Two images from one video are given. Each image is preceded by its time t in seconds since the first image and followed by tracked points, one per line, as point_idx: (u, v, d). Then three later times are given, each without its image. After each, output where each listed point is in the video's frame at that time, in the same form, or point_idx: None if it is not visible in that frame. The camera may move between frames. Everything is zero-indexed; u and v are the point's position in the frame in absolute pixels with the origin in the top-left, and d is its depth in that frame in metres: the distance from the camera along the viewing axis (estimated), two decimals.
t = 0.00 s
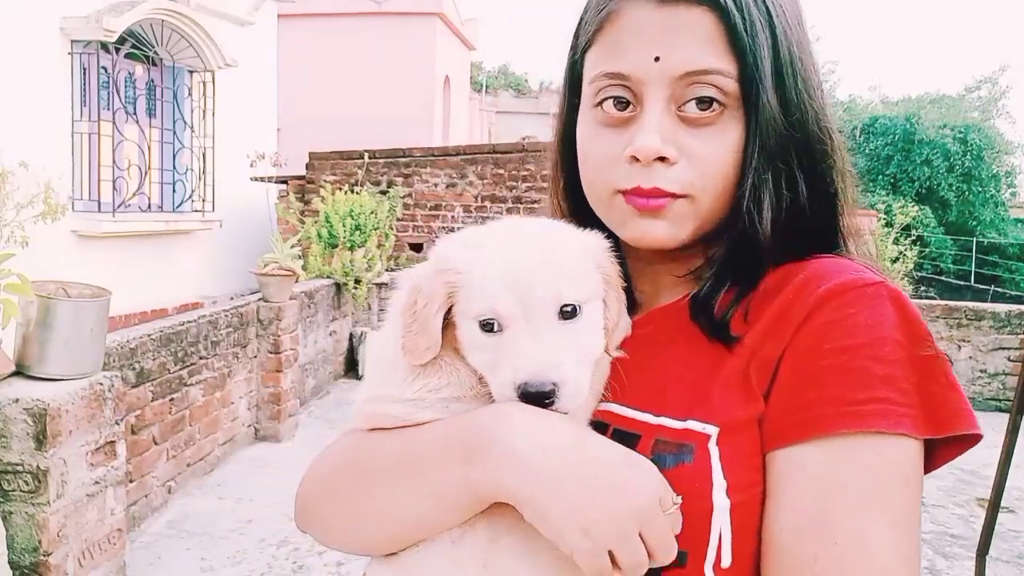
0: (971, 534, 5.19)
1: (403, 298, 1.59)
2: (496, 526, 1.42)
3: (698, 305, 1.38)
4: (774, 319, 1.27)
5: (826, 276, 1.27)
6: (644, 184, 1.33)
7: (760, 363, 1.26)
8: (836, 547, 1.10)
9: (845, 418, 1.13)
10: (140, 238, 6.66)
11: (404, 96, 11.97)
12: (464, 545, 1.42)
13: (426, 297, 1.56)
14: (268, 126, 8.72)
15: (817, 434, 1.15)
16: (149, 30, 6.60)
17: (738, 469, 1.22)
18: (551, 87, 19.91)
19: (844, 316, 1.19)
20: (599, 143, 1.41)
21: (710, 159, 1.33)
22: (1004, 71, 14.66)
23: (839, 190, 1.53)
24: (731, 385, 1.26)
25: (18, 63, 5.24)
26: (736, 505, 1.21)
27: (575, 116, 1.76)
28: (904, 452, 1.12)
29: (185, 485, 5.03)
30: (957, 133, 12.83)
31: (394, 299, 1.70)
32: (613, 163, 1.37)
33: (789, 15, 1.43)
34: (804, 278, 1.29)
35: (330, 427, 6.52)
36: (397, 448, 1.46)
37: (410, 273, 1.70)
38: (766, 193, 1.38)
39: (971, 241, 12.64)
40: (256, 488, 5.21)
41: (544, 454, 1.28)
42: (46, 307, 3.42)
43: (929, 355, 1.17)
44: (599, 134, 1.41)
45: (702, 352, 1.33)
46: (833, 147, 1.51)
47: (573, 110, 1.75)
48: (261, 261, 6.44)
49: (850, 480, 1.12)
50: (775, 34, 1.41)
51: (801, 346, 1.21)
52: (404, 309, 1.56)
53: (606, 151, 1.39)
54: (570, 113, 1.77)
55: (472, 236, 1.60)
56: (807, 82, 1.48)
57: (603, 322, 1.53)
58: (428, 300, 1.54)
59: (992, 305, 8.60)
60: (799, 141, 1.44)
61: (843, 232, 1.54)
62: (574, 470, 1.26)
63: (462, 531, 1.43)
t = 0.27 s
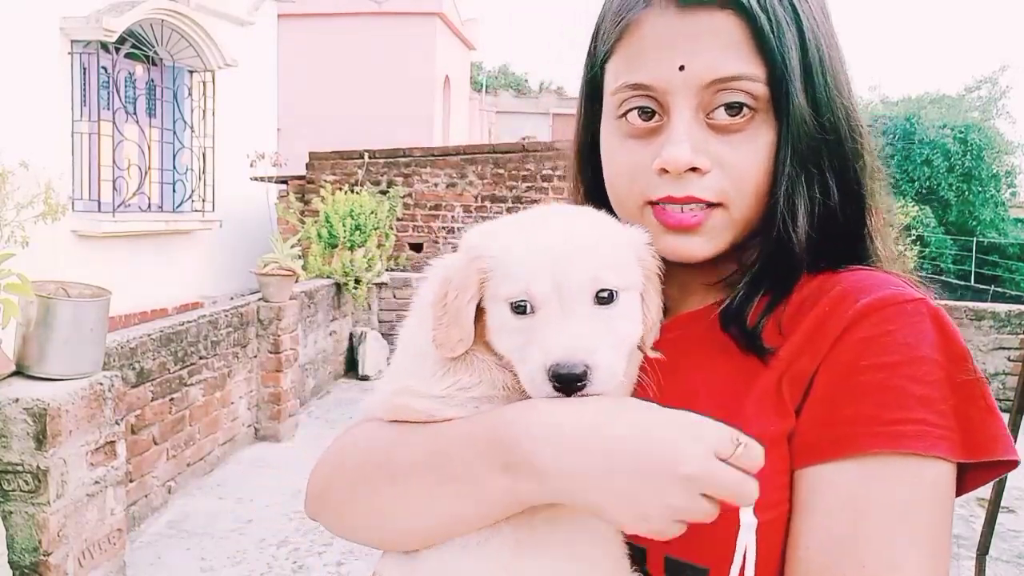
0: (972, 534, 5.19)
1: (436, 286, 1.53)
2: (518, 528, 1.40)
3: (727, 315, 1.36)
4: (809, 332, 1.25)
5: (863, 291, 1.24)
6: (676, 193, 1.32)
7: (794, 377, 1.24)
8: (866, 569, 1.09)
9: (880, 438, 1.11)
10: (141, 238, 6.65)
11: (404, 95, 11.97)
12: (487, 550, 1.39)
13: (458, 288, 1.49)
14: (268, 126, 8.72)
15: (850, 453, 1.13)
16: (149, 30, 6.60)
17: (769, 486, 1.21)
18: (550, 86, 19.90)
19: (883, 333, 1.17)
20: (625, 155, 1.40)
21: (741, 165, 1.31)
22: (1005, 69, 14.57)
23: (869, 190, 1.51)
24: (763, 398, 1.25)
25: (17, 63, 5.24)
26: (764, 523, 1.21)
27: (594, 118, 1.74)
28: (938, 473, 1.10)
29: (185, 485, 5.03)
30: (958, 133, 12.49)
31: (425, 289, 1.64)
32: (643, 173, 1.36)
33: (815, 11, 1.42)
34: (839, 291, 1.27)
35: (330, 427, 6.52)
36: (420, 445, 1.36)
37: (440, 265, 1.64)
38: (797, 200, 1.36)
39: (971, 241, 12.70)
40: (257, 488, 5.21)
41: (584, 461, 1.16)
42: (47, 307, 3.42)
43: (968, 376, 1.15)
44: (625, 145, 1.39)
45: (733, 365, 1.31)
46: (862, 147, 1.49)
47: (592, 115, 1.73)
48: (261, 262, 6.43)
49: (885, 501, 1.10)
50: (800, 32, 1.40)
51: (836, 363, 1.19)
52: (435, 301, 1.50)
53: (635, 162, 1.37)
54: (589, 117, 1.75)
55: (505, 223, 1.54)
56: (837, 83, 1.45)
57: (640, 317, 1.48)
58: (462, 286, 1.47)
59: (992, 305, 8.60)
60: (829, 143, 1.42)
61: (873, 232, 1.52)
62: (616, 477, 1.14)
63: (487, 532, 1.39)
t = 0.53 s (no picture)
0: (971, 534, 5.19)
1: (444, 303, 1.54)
2: (519, 546, 1.39)
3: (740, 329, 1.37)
4: (822, 346, 1.23)
5: (879, 302, 1.21)
6: (690, 195, 1.31)
7: (806, 391, 1.22)
8: None
9: (893, 456, 1.09)
10: (140, 238, 6.65)
11: (404, 95, 11.96)
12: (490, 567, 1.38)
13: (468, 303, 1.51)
14: (268, 126, 8.72)
15: (863, 471, 1.11)
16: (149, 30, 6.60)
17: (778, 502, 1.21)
18: (550, 86, 19.90)
19: (897, 346, 1.14)
20: (638, 154, 1.39)
21: (757, 165, 1.31)
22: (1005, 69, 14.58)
23: (888, 191, 1.51)
24: (773, 414, 1.25)
25: (17, 63, 5.24)
26: (772, 545, 1.20)
27: (604, 117, 1.74)
28: (956, 491, 1.08)
29: (185, 485, 5.03)
30: (958, 133, 12.57)
31: (433, 302, 1.64)
32: (655, 174, 1.36)
33: (839, 10, 1.42)
34: (855, 303, 1.25)
35: (330, 427, 6.52)
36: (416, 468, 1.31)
37: (447, 278, 1.65)
38: (813, 203, 1.36)
39: (971, 240, 12.70)
40: (257, 488, 5.21)
41: (586, 491, 1.11)
42: (47, 307, 3.42)
43: (988, 391, 1.12)
44: (638, 145, 1.39)
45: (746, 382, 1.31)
46: (880, 148, 1.49)
47: (602, 113, 1.73)
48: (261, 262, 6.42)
49: (897, 521, 1.07)
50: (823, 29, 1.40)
51: (850, 377, 1.17)
52: (443, 317, 1.52)
53: (648, 162, 1.37)
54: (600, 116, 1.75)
55: (516, 241, 1.55)
56: (856, 80, 1.45)
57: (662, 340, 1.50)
58: (470, 306, 1.49)
59: (992, 304, 8.59)
60: (847, 143, 1.42)
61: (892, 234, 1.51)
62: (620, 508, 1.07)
63: (491, 549, 1.39)
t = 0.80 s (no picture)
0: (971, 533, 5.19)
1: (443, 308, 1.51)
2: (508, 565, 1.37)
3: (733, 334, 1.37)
4: (817, 352, 1.24)
5: (875, 307, 1.22)
6: (680, 198, 1.31)
7: (801, 397, 1.23)
8: None
9: (889, 462, 1.09)
10: (140, 238, 6.65)
11: (404, 95, 11.96)
12: None
13: (466, 312, 1.48)
14: (268, 125, 8.72)
15: (859, 477, 1.12)
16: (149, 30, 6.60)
17: (770, 510, 1.21)
18: (550, 86, 19.88)
19: (893, 352, 1.15)
20: (631, 153, 1.39)
21: (750, 168, 1.31)
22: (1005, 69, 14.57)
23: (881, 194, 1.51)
24: (767, 421, 1.24)
25: (17, 63, 5.24)
26: (767, 552, 1.20)
27: (597, 116, 1.75)
28: (951, 499, 1.09)
29: (185, 485, 5.04)
30: (958, 133, 12.53)
31: (426, 310, 1.61)
32: (646, 174, 1.36)
33: (837, 11, 1.42)
34: (850, 308, 1.25)
35: (329, 427, 6.52)
36: (400, 496, 1.31)
37: (441, 285, 1.62)
38: (806, 207, 1.35)
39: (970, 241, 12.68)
40: (256, 488, 5.21)
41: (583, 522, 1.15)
42: (46, 307, 3.42)
43: (983, 396, 1.13)
44: (631, 144, 1.39)
45: (740, 388, 1.31)
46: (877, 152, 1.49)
47: (595, 111, 1.73)
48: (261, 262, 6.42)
49: (892, 528, 1.08)
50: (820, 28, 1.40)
51: (845, 383, 1.17)
52: (441, 325, 1.48)
53: (640, 163, 1.37)
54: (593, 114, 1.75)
55: (520, 251, 1.53)
56: (853, 82, 1.45)
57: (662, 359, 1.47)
58: (471, 318, 1.46)
59: (992, 304, 8.59)
60: (843, 147, 1.41)
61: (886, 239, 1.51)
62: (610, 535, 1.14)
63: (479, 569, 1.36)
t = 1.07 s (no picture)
0: (971, 534, 5.19)
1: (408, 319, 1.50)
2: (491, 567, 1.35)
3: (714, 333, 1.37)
4: (800, 352, 1.24)
5: (857, 308, 1.22)
6: (667, 197, 1.31)
7: (784, 398, 1.23)
8: None
9: (871, 461, 1.10)
10: (140, 238, 6.65)
11: (404, 95, 11.97)
12: None
13: (432, 318, 1.47)
14: (268, 126, 8.72)
15: (842, 476, 1.12)
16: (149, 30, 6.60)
17: (754, 510, 1.20)
18: (550, 86, 19.88)
19: (874, 352, 1.15)
20: (619, 152, 1.38)
21: (738, 170, 1.31)
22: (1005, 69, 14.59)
23: (864, 197, 1.52)
24: (751, 422, 1.24)
25: (18, 63, 5.24)
26: (752, 549, 1.20)
27: (587, 115, 1.75)
28: (931, 497, 1.09)
29: (185, 485, 5.04)
30: (958, 133, 12.58)
31: (396, 316, 1.59)
32: (634, 173, 1.35)
33: (827, 16, 1.43)
34: (832, 308, 1.25)
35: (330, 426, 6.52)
36: (379, 511, 1.29)
37: (411, 293, 1.60)
38: (792, 208, 1.36)
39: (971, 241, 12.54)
40: (256, 488, 5.21)
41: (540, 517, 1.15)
42: (46, 307, 3.42)
43: (960, 396, 1.14)
44: (619, 143, 1.38)
45: (723, 387, 1.31)
46: (861, 156, 1.50)
47: (585, 110, 1.74)
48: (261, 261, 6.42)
49: (873, 527, 1.08)
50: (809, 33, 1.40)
51: (827, 383, 1.18)
52: (408, 332, 1.47)
53: (627, 162, 1.36)
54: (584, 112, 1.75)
55: (486, 252, 1.52)
56: (840, 87, 1.46)
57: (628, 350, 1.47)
58: (433, 323, 1.45)
59: (993, 304, 8.59)
60: (828, 151, 1.42)
61: (868, 242, 1.52)
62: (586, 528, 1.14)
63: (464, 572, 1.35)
